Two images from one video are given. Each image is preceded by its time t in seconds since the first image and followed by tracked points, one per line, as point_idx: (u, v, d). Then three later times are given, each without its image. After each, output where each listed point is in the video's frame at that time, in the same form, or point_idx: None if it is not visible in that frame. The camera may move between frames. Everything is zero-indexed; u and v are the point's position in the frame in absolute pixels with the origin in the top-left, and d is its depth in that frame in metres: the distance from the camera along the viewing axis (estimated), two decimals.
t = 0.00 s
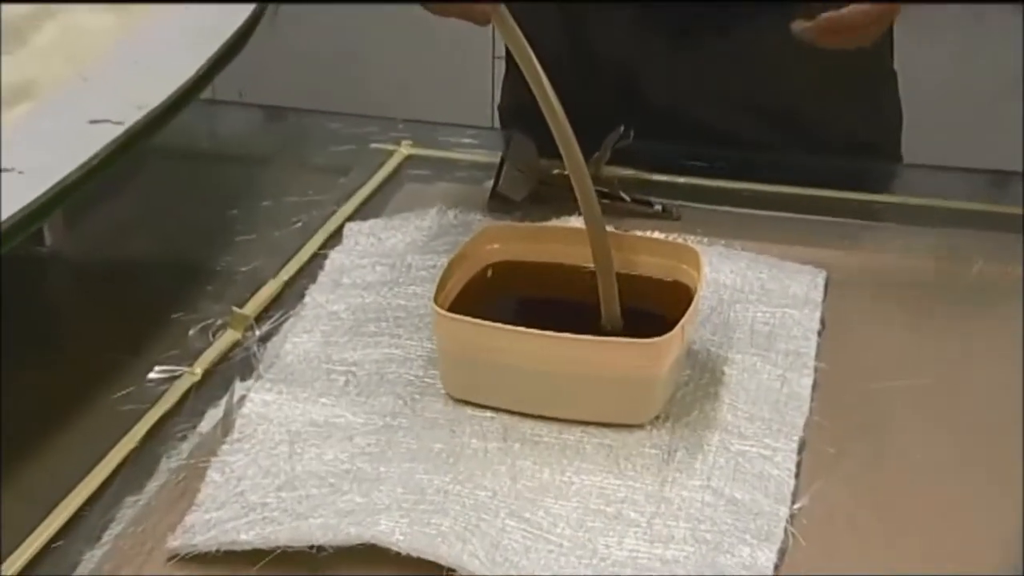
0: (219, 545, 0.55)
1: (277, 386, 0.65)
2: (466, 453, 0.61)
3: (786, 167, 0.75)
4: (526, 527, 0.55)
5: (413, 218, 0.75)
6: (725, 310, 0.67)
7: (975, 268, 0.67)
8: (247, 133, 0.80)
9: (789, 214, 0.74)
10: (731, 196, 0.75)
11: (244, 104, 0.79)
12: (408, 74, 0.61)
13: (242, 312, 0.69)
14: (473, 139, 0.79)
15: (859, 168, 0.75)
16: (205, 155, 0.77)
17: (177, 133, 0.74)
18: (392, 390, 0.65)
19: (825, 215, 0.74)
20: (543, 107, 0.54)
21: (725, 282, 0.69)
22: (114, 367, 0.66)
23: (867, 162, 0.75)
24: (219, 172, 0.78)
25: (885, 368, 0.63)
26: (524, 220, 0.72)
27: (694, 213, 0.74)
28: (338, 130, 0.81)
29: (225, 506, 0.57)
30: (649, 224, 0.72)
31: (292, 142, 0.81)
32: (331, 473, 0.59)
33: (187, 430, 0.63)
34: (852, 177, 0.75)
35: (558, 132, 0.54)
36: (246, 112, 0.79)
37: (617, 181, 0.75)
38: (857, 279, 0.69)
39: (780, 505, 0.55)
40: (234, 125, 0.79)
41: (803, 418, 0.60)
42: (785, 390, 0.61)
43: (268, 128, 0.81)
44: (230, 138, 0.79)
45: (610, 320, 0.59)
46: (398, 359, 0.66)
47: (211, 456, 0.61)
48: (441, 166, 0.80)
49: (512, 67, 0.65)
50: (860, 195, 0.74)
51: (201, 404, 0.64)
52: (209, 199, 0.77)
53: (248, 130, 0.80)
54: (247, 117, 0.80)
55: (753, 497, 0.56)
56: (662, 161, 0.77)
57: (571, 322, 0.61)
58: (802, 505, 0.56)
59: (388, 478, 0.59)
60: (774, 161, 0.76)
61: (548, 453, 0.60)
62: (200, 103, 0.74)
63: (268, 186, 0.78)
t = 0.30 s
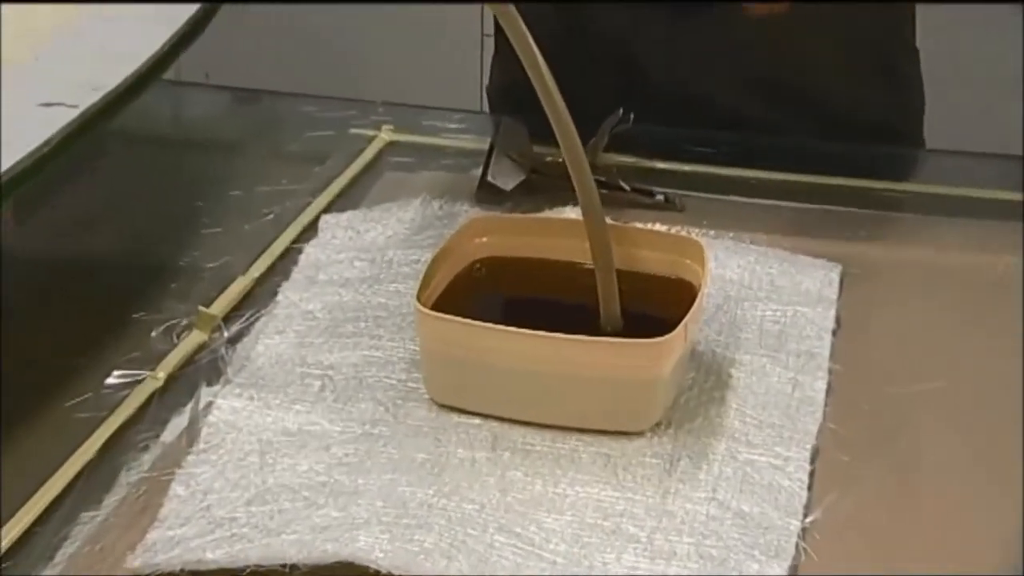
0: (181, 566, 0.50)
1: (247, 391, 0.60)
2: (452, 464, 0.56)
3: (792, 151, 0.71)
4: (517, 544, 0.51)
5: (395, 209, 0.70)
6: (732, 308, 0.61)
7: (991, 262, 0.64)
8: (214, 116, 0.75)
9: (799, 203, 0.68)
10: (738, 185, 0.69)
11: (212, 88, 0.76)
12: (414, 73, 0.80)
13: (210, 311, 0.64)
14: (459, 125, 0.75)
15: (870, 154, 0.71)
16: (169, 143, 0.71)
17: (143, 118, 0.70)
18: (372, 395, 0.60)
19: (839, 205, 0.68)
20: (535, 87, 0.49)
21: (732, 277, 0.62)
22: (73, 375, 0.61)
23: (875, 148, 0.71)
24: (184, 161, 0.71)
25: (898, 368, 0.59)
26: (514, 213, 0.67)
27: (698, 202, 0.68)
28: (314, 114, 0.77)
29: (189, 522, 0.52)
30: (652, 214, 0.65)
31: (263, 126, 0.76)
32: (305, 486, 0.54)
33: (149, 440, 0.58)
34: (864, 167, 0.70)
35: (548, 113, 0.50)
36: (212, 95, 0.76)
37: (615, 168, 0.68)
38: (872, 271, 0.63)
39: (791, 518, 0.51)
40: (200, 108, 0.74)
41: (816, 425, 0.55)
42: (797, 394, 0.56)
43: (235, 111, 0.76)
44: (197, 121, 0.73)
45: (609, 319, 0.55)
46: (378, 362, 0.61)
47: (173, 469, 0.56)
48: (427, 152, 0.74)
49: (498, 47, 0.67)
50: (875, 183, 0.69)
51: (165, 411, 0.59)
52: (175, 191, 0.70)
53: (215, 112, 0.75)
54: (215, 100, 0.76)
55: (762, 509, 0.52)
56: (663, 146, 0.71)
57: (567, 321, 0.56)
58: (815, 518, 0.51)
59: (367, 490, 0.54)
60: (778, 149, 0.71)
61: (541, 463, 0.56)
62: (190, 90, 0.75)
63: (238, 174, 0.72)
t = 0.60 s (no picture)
0: None
1: (221, 401, 0.56)
2: (441, 478, 0.52)
3: (808, 141, 0.66)
4: (512, 565, 0.47)
5: (380, 204, 0.66)
6: (743, 310, 0.57)
7: (1015, 258, 0.59)
8: (185, 106, 0.68)
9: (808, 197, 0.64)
10: (743, 174, 0.65)
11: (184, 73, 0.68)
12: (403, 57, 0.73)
13: (181, 315, 0.59)
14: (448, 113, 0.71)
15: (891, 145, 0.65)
16: (136, 135, 0.64)
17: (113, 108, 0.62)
18: (355, 405, 0.55)
19: (853, 200, 0.64)
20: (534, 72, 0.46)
21: (744, 278, 0.59)
22: (24, 382, 0.56)
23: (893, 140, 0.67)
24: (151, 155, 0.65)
25: (917, 374, 0.54)
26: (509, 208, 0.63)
27: (703, 196, 0.64)
28: (293, 102, 0.72)
29: (158, 542, 0.48)
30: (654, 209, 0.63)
31: (237, 117, 0.70)
32: (282, 502, 0.50)
33: (115, 453, 0.53)
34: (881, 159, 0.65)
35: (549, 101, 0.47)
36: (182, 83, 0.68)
37: (614, 162, 0.65)
38: (889, 269, 0.60)
39: (805, 536, 0.47)
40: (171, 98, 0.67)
41: (833, 436, 0.51)
42: (812, 402, 0.53)
43: (211, 101, 0.69)
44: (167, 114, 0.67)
45: (611, 323, 0.51)
46: (363, 369, 0.57)
47: (143, 484, 0.52)
48: (413, 144, 0.70)
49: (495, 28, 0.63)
50: (886, 172, 0.65)
51: (132, 422, 0.55)
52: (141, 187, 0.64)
53: (188, 102, 0.68)
54: (186, 87, 0.68)
55: (774, 527, 0.48)
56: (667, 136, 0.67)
57: (565, 325, 0.52)
58: (831, 536, 0.48)
59: (350, 507, 0.50)
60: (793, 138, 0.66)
61: (537, 476, 0.52)
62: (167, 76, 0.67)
63: (210, 167, 0.67)
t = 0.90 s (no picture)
0: None
1: (187, 413, 0.51)
2: (429, 496, 0.47)
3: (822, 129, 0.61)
4: None
5: (362, 198, 0.61)
6: (757, 313, 0.53)
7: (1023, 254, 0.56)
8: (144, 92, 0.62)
9: (829, 189, 0.60)
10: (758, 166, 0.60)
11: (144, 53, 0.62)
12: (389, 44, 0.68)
13: (144, 319, 0.54)
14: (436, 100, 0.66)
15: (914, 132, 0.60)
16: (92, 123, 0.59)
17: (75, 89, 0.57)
18: (335, 417, 0.51)
19: (872, 193, 0.59)
20: (529, 54, 0.42)
21: (759, 278, 0.54)
22: None
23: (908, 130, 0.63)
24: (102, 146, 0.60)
25: (935, 376, 0.51)
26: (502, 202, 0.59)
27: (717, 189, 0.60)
28: (267, 88, 0.65)
29: (117, 568, 0.44)
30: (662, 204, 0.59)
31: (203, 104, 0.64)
32: (255, 524, 0.46)
33: (71, 471, 0.48)
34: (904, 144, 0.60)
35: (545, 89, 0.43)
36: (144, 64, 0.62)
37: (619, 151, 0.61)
38: (910, 267, 0.56)
39: (827, 560, 0.43)
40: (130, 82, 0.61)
41: (856, 451, 0.47)
42: (833, 413, 0.48)
43: (175, 83, 0.63)
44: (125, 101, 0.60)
45: (614, 328, 0.47)
46: (343, 378, 0.52)
47: (101, 505, 0.47)
48: (399, 132, 0.65)
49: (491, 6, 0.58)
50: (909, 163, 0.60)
51: (89, 437, 0.50)
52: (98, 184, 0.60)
53: (151, 84, 0.62)
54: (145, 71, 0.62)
55: (793, 550, 0.44)
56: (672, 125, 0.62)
57: (564, 330, 0.48)
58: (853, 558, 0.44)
59: (328, 530, 0.46)
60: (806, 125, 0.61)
61: (533, 495, 0.47)
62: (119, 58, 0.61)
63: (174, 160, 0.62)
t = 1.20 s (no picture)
0: None
1: (156, 422, 0.47)
2: (418, 512, 0.43)
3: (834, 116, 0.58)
4: None
5: (345, 189, 0.57)
6: (774, 314, 0.49)
7: None
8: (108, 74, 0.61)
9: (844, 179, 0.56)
10: (776, 155, 0.56)
11: (114, 34, 0.63)
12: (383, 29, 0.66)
13: (110, 321, 0.50)
14: (426, 83, 0.62)
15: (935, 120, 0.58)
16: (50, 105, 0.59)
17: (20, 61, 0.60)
18: (317, 427, 0.47)
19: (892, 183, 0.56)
20: (526, 28, 0.38)
21: (775, 276, 0.51)
22: None
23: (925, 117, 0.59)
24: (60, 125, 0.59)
25: (955, 378, 0.47)
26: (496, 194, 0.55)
27: (730, 180, 0.56)
28: (242, 69, 0.63)
29: None
30: (669, 197, 0.55)
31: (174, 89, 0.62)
32: (230, 543, 0.42)
33: (31, 486, 0.44)
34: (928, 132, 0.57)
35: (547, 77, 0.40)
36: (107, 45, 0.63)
37: (623, 139, 0.56)
38: (932, 264, 0.52)
39: None
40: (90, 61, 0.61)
41: (880, 463, 0.44)
42: (855, 422, 0.45)
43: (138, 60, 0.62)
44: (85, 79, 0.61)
45: (619, 330, 0.43)
46: (325, 385, 0.48)
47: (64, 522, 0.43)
48: (384, 119, 0.61)
49: None
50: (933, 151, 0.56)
51: (49, 448, 0.46)
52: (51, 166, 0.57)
53: (116, 63, 0.62)
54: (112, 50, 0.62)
55: (812, 570, 0.40)
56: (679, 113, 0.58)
57: (565, 332, 0.44)
58: None
59: (309, 550, 0.42)
60: (819, 111, 0.58)
61: (532, 511, 0.43)
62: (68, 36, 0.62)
63: (142, 147, 0.59)
